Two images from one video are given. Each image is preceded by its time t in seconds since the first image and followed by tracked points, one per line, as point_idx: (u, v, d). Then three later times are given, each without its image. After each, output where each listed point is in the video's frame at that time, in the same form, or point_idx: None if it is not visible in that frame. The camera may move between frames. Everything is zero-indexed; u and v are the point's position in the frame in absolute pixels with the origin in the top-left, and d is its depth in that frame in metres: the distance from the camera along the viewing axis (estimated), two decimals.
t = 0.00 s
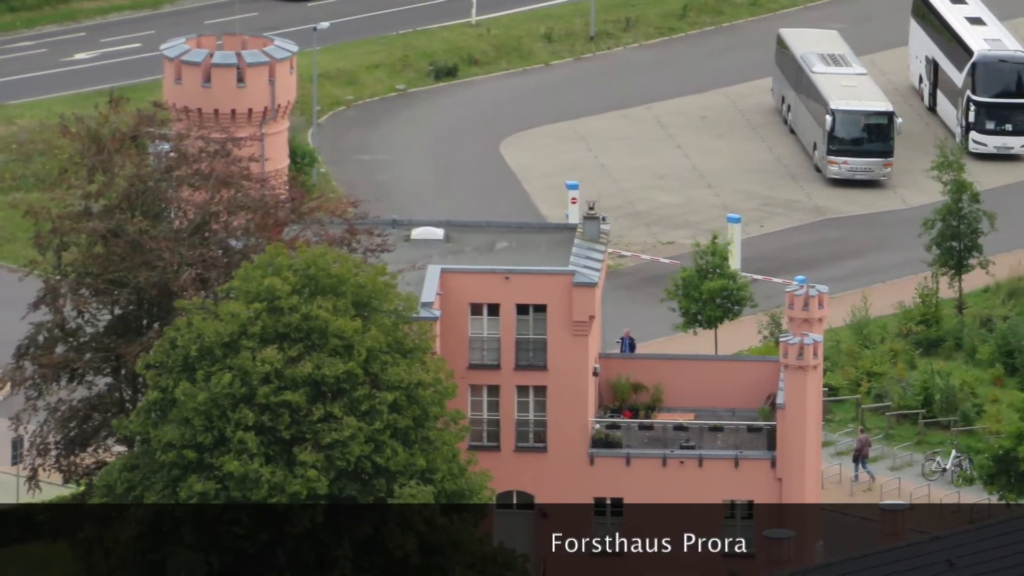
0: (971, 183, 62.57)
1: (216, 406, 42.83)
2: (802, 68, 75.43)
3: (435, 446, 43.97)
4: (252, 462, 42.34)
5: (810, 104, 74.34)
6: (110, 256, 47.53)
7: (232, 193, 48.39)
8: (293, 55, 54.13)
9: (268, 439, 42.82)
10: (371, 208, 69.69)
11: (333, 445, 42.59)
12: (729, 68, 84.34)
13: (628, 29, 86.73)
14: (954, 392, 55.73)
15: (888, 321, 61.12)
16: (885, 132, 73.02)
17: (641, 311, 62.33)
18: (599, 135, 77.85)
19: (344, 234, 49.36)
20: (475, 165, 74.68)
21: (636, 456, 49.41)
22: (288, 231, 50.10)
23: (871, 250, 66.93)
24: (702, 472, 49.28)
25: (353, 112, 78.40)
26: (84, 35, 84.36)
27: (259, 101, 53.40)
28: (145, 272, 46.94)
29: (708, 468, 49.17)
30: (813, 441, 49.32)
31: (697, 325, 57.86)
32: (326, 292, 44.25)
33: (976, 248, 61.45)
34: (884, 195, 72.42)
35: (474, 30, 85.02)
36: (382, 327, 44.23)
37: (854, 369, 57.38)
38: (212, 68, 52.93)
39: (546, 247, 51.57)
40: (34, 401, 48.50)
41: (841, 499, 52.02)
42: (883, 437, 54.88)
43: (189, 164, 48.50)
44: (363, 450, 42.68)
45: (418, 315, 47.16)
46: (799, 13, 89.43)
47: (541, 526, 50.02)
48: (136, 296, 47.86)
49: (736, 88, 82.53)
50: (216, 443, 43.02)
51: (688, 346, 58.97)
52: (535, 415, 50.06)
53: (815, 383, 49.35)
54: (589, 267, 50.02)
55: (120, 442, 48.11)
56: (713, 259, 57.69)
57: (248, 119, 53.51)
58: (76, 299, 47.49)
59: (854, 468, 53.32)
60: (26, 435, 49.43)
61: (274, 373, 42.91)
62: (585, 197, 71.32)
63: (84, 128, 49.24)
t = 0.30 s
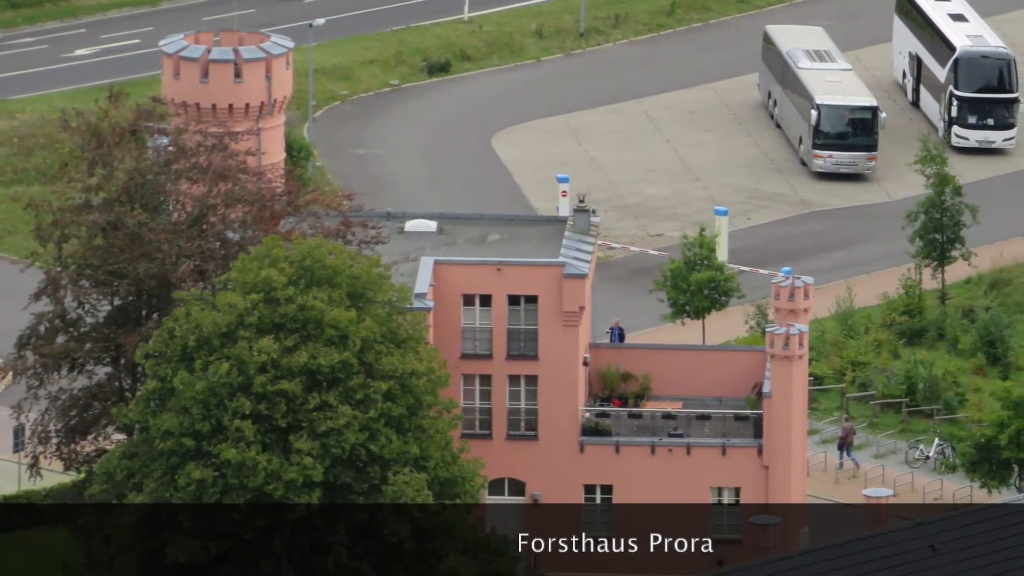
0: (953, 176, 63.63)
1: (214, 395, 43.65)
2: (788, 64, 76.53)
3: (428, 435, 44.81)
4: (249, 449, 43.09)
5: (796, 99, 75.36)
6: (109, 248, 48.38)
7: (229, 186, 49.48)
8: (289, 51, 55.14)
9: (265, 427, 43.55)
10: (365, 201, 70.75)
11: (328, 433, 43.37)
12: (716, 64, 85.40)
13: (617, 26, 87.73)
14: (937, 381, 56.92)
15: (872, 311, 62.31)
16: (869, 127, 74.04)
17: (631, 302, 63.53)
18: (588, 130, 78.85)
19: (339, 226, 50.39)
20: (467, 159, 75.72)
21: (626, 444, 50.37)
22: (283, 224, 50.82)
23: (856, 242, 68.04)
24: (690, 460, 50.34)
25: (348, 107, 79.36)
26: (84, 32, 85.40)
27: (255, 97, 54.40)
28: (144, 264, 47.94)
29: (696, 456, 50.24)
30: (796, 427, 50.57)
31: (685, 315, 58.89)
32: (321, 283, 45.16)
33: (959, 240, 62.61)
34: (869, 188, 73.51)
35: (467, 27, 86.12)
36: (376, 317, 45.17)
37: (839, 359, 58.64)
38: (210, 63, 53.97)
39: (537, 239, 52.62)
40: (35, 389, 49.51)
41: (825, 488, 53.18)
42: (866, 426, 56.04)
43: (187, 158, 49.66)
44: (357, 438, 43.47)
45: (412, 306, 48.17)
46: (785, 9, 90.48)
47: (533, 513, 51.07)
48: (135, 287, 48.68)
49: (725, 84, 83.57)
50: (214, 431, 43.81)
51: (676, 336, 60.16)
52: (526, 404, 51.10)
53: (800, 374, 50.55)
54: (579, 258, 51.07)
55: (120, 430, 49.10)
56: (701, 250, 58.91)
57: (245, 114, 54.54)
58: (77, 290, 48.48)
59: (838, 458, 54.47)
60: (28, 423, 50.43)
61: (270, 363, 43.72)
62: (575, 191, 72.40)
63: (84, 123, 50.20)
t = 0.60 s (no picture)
0: (936, 170, 64.71)
1: (211, 384, 44.50)
2: (774, 60, 77.55)
3: (421, 423, 45.79)
4: (246, 437, 43.98)
5: (782, 94, 76.44)
6: (109, 240, 49.36)
7: (227, 179, 50.46)
8: (286, 47, 56.21)
9: (261, 416, 44.50)
10: (359, 194, 71.75)
11: (324, 421, 44.28)
12: (705, 59, 86.46)
13: (607, 22, 88.85)
14: (920, 371, 58.05)
15: (857, 302, 63.64)
16: (854, 121, 75.10)
17: (622, 293, 64.73)
18: (579, 124, 79.91)
19: (334, 219, 51.41)
20: (460, 152, 76.81)
21: (615, 432, 51.54)
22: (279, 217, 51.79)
23: (842, 234, 69.17)
24: (678, 447, 51.51)
25: (343, 102, 80.43)
26: (85, 29, 86.54)
27: (253, 92, 55.45)
28: (143, 255, 48.80)
29: (683, 444, 51.41)
30: (784, 413, 51.41)
31: (673, 306, 60.24)
32: (317, 275, 45.94)
33: (942, 233, 63.71)
34: (855, 182, 74.57)
35: (459, 23, 87.31)
36: (371, 308, 46.19)
37: (825, 349, 59.84)
38: (208, 59, 55.05)
39: (528, 232, 53.65)
40: (36, 379, 50.46)
41: (810, 475, 54.53)
42: (851, 414, 57.32)
43: (185, 152, 50.54)
44: (352, 426, 44.40)
45: (406, 297, 49.20)
46: (772, 6, 91.57)
47: (524, 500, 52.14)
48: (134, 279, 49.73)
49: (714, 79, 84.59)
50: (212, 420, 44.67)
51: (664, 327, 61.59)
52: (518, 394, 52.06)
53: (786, 364, 51.55)
54: (570, 249, 52.11)
55: (119, 418, 50.10)
56: (689, 242, 60.23)
57: (242, 108, 55.52)
58: (77, 280, 49.36)
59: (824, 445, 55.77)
60: (30, 412, 51.44)
61: (267, 352, 44.59)
62: (566, 184, 73.50)
63: (85, 118, 51.24)
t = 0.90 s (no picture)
0: (920, 164, 65.90)
1: (209, 373, 45.17)
2: (762, 56, 78.53)
3: (415, 413, 46.45)
4: (243, 426, 44.59)
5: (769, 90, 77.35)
6: (109, 233, 50.29)
7: (224, 173, 51.53)
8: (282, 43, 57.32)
9: (258, 405, 45.15)
10: (355, 187, 72.73)
11: (319, 411, 44.95)
12: (693, 56, 87.53)
13: (597, 19, 89.88)
14: (905, 361, 59.25)
15: (842, 293, 64.83)
16: (840, 116, 76.23)
17: (612, 285, 65.93)
18: (570, 119, 80.94)
19: (330, 212, 52.44)
20: (452, 146, 77.86)
21: (605, 421, 52.58)
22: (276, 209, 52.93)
23: (826, 227, 70.42)
24: (667, 436, 52.50)
25: (338, 97, 81.46)
26: (85, 25, 87.56)
27: (250, 87, 56.46)
28: (143, 248, 49.78)
29: (672, 433, 52.40)
30: (770, 402, 52.31)
31: (662, 297, 61.48)
32: (313, 266, 46.84)
33: (926, 226, 64.97)
34: (840, 176, 75.67)
35: (452, 20, 88.32)
36: (366, 299, 46.95)
37: (811, 339, 60.99)
38: (206, 55, 56.01)
39: (519, 225, 54.61)
40: (37, 369, 51.49)
41: (796, 463, 55.79)
42: (837, 403, 58.51)
43: (184, 147, 51.59)
44: (347, 415, 45.05)
45: (400, 289, 50.26)
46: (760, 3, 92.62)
47: (516, 488, 53.22)
48: (134, 271, 50.67)
49: (703, 74, 85.66)
50: (210, 409, 45.30)
51: (654, 317, 62.81)
52: (510, 384, 53.12)
53: (773, 352, 52.41)
54: (561, 242, 53.17)
55: (119, 408, 51.12)
56: (678, 235, 61.26)
57: (240, 103, 56.51)
58: (77, 272, 50.28)
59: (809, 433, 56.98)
60: (32, 401, 52.49)
61: (264, 343, 45.29)
62: (557, 177, 74.58)
63: (85, 112, 52.27)
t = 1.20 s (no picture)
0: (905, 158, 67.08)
1: (207, 364, 46.05)
2: (749, 53, 79.56)
3: (409, 402, 47.28)
4: (240, 415, 45.49)
5: (756, 86, 78.49)
6: (108, 226, 51.29)
7: (222, 167, 52.42)
8: (278, 40, 58.51)
9: (255, 395, 46.02)
10: (350, 181, 73.72)
11: (315, 400, 45.85)
12: (682, 52, 88.53)
13: (588, 16, 90.83)
14: (890, 351, 60.43)
15: (827, 285, 66.07)
16: (825, 112, 77.26)
17: (603, 277, 67.09)
18: (561, 114, 81.93)
19: (326, 206, 53.39)
20: (445, 140, 78.87)
21: (596, 410, 53.57)
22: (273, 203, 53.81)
23: (811, 220, 71.64)
24: (656, 425, 53.52)
25: (334, 93, 82.45)
26: (85, 22, 88.54)
27: (247, 83, 57.54)
28: (142, 241, 50.87)
29: (662, 422, 53.42)
30: (758, 392, 53.32)
31: (652, 289, 62.68)
32: (309, 258, 47.68)
33: (910, 219, 66.19)
34: (826, 170, 76.76)
35: (445, 17, 89.29)
36: (361, 291, 47.77)
37: (797, 330, 62.16)
38: (203, 52, 57.10)
39: (511, 218, 55.71)
40: (38, 358, 52.47)
41: (782, 451, 57.01)
42: (822, 393, 59.81)
43: (182, 141, 52.50)
44: (342, 404, 45.93)
45: (394, 280, 51.29)
46: None
47: (508, 476, 54.21)
48: (133, 263, 51.64)
49: (692, 70, 86.69)
50: (208, 398, 46.18)
51: (644, 308, 64.05)
52: (502, 373, 54.13)
53: (761, 343, 53.35)
54: (552, 235, 54.14)
55: (118, 397, 52.15)
56: (666, 228, 62.64)
57: (237, 99, 57.56)
58: (77, 264, 51.33)
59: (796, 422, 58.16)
60: (32, 391, 53.48)
61: (261, 333, 46.18)
62: (548, 172, 75.61)
63: (86, 108, 53.25)
